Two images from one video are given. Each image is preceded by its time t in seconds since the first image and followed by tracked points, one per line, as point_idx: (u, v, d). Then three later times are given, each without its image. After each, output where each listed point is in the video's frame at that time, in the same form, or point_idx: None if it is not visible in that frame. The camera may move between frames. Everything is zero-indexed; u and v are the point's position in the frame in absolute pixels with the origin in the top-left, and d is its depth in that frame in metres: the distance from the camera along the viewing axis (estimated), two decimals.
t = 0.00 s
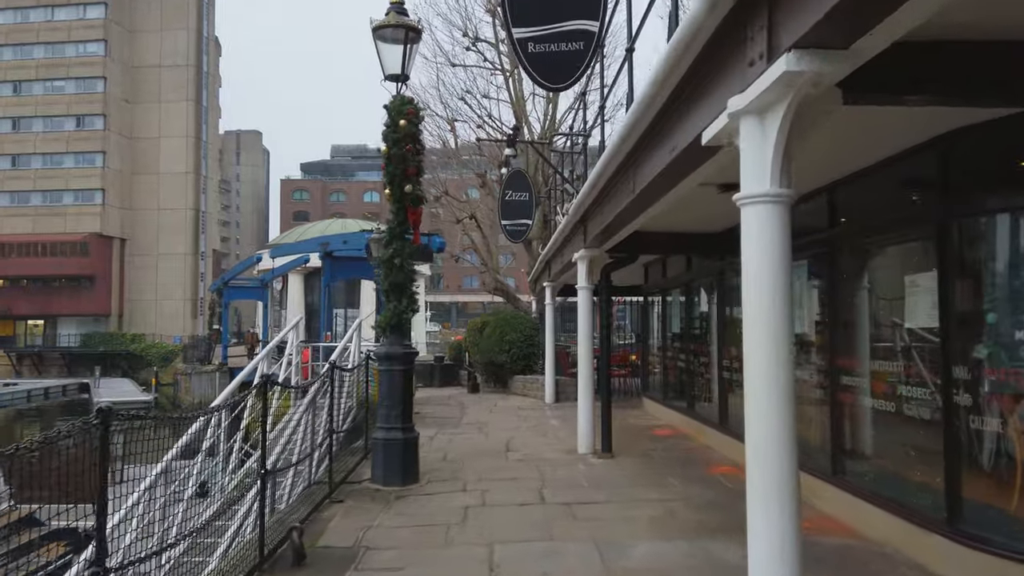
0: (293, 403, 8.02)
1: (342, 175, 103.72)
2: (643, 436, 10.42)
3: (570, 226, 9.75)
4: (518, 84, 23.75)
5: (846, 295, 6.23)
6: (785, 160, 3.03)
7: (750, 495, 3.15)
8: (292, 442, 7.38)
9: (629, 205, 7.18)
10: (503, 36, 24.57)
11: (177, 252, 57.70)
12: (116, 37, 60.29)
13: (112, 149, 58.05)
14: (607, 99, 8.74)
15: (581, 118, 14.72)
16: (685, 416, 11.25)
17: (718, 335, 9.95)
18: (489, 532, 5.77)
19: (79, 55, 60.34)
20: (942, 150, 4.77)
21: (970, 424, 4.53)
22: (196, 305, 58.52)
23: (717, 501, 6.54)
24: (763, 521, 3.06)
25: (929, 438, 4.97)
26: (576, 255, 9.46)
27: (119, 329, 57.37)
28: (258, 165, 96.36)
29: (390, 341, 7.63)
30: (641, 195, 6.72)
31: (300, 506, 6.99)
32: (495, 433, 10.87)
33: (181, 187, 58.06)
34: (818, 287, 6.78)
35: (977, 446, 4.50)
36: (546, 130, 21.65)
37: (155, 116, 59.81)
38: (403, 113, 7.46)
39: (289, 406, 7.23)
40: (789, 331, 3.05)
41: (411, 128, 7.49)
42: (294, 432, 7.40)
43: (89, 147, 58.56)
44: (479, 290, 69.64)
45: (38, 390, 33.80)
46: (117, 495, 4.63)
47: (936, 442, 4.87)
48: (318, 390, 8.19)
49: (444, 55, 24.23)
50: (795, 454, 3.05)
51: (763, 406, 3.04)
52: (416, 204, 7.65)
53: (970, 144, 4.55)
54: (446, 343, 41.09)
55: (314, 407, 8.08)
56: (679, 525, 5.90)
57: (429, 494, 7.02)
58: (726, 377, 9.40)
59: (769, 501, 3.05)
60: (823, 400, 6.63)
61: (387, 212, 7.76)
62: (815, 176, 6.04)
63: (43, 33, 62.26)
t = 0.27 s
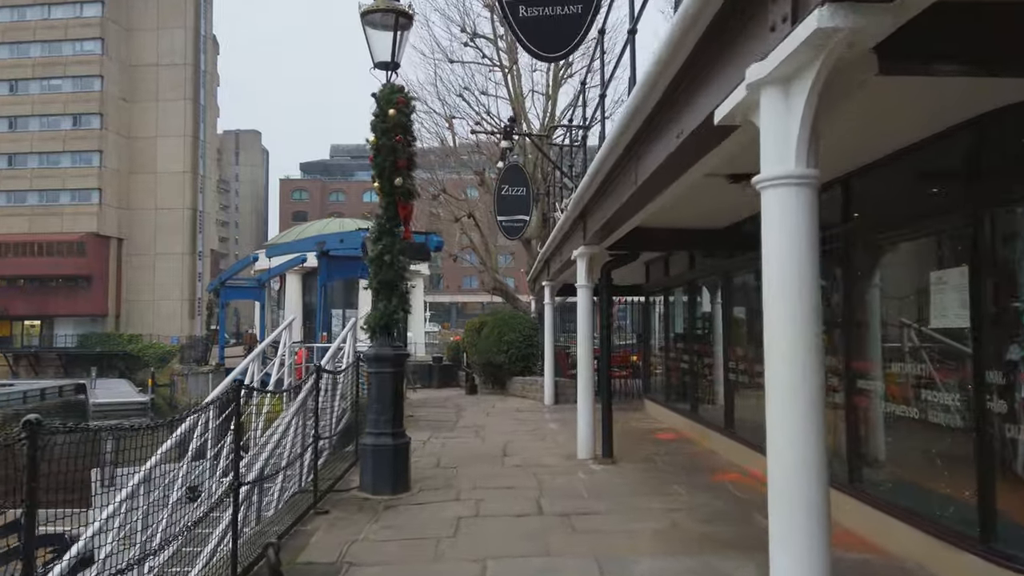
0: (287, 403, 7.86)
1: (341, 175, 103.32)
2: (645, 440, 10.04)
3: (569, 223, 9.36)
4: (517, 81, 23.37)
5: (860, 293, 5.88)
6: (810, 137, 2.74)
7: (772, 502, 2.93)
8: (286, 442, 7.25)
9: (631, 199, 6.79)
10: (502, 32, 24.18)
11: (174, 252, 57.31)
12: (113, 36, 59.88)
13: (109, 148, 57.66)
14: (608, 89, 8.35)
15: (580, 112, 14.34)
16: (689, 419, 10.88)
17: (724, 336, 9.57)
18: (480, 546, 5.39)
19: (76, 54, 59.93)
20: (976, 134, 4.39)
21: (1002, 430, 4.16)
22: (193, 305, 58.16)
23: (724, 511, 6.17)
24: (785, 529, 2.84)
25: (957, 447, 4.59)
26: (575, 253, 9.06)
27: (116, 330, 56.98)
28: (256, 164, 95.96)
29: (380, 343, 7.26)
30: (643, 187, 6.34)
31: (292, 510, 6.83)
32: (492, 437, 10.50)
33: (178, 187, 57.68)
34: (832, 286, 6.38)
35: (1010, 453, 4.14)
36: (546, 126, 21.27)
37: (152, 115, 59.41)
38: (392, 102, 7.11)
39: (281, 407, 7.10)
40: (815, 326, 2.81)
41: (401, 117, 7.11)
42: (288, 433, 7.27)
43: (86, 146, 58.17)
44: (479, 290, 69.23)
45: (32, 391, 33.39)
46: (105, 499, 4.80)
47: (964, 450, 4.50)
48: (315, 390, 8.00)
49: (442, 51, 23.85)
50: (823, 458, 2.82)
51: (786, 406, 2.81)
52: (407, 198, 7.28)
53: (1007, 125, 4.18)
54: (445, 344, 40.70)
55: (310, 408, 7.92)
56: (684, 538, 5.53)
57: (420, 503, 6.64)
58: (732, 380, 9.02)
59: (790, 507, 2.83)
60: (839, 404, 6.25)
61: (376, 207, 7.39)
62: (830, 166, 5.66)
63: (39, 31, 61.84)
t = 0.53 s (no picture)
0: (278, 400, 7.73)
1: (337, 174, 102.86)
2: (646, 443, 9.69)
3: (566, 218, 8.98)
4: (514, 76, 22.99)
5: (879, 290, 5.51)
6: (849, 104, 2.48)
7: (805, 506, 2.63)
8: (283, 437, 7.10)
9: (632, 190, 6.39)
10: (498, 27, 23.79)
11: (168, 252, 56.86)
12: (107, 33, 59.36)
13: (103, 146, 57.16)
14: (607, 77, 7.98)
15: (577, 105, 13.95)
16: (689, 422, 10.52)
17: (727, 335, 9.22)
18: (472, 562, 5.01)
19: (69, 51, 59.43)
20: (1013, 109, 4.07)
21: None
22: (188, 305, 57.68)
23: (733, 522, 5.80)
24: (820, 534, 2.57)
25: (990, 454, 4.24)
26: (573, 249, 8.65)
27: (110, 330, 56.45)
28: (252, 164, 95.42)
29: (369, 341, 6.87)
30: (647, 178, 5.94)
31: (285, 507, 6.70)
32: (487, 440, 10.12)
33: (173, 186, 57.20)
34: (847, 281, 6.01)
35: None
36: (543, 123, 20.90)
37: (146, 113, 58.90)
38: (381, 88, 6.71)
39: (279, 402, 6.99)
40: (857, 310, 2.55)
41: (391, 104, 6.73)
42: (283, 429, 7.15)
43: (79, 144, 57.66)
44: (475, 290, 68.85)
45: (22, 392, 32.85)
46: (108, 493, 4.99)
47: (1001, 458, 4.14)
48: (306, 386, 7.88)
49: (438, 46, 23.45)
50: (865, 456, 2.54)
51: (826, 397, 2.52)
52: (398, 189, 6.90)
53: None
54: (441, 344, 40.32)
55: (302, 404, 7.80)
56: (692, 551, 5.15)
57: (410, 513, 6.26)
58: (736, 381, 8.66)
59: (826, 510, 2.56)
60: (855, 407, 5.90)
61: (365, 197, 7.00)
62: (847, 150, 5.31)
63: (32, 29, 61.29)
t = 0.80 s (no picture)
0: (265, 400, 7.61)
1: (332, 171, 102.23)
2: (646, 444, 9.35)
3: (564, 209, 8.60)
4: (509, 69, 22.59)
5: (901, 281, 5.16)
6: (914, 57, 2.24)
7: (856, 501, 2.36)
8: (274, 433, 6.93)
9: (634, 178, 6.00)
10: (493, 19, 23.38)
11: (160, 248, 56.32)
12: (98, 27, 58.72)
13: (94, 141, 56.58)
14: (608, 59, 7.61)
15: (575, 95, 13.60)
16: (690, 421, 10.18)
17: (731, 332, 8.87)
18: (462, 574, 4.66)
19: (60, 46, 58.80)
20: None
21: None
22: (180, 302, 57.13)
23: (740, 530, 5.46)
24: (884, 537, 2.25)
25: None
26: (571, 242, 8.25)
27: (101, 327, 55.88)
28: (246, 160, 94.78)
29: (356, 337, 6.50)
30: (650, 165, 5.57)
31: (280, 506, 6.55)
32: (482, 440, 9.77)
33: (165, 182, 56.64)
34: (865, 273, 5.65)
35: None
36: (539, 117, 20.53)
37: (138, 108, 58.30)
38: (368, 69, 6.33)
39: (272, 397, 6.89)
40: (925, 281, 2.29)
41: (379, 86, 6.36)
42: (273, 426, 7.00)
43: (69, 140, 57.07)
44: (470, 287, 68.39)
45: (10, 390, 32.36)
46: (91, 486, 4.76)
47: None
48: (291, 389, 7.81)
49: (432, 38, 23.05)
50: (934, 443, 2.25)
51: (886, 374, 2.25)
52: (387, 177, 6.52)
53: None
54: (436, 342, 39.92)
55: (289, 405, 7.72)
56: (698, 562, 4.81)
57: (398, 520, 5.90)
58: (741, 380, 8.31)
59: (891, 504, 2.25)
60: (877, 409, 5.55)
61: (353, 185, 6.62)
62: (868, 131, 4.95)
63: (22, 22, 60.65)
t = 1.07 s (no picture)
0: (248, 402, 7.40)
1: (327, 168, 101.55)
2: (648, 449, 8.97)
3: (563, 204, 8.17)
4: (506, 62, 22.12)
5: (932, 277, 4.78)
6: None
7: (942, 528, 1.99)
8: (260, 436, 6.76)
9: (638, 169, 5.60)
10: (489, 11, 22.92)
11: (152, 246, 55.71)
12: (90, 22, 58.05)
13: (85, 138, 55.96)
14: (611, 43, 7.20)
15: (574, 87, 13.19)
16: (693, 424, 9.79)
17: (737, 331, 8.50)
18: None
19: (51, 41, 58.14)
20: None
21: None
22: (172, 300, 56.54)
23: (754, 547, 5.07)
24: (992, 569, 1.88)
25: None
26: (572, 238, 7.83)
27: (92, 325, 55.28)
28: (240, 157, 94.13)
29: (344, 338, 6.09)
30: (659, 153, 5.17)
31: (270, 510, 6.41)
32: (478, 444, 9.37)
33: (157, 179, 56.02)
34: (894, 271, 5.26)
35: None
36: (536, 111, 20.12)
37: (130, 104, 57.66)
38: (356, 51, 5.94)
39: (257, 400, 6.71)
40: None
41: (367, 69, 5.95)
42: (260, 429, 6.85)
43: (61, 136, 56.46)
44: (466, 285, 67.81)
45: None
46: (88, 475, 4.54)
47: None
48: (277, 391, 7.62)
49: (427, 31, 22.59)
50: None
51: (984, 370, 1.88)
52: (375, 166, 6.10)
53: None
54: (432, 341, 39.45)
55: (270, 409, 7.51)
56: None
57: (386, 535, 5.49)
58: (749, 382, 7.94)
59: (990, 526, 1.88)
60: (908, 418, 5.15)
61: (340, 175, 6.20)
62: (897, 114, 4.57)
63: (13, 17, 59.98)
